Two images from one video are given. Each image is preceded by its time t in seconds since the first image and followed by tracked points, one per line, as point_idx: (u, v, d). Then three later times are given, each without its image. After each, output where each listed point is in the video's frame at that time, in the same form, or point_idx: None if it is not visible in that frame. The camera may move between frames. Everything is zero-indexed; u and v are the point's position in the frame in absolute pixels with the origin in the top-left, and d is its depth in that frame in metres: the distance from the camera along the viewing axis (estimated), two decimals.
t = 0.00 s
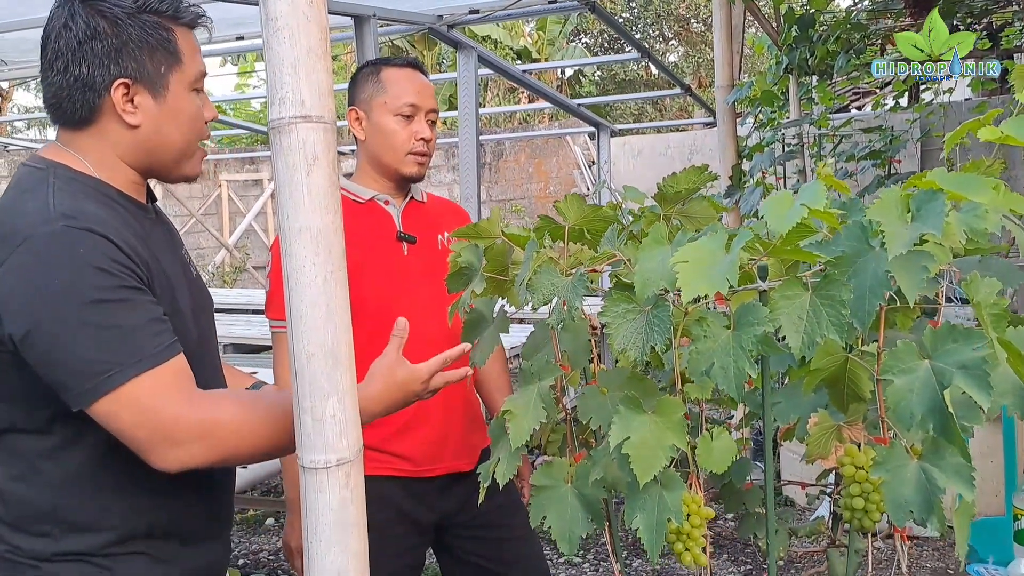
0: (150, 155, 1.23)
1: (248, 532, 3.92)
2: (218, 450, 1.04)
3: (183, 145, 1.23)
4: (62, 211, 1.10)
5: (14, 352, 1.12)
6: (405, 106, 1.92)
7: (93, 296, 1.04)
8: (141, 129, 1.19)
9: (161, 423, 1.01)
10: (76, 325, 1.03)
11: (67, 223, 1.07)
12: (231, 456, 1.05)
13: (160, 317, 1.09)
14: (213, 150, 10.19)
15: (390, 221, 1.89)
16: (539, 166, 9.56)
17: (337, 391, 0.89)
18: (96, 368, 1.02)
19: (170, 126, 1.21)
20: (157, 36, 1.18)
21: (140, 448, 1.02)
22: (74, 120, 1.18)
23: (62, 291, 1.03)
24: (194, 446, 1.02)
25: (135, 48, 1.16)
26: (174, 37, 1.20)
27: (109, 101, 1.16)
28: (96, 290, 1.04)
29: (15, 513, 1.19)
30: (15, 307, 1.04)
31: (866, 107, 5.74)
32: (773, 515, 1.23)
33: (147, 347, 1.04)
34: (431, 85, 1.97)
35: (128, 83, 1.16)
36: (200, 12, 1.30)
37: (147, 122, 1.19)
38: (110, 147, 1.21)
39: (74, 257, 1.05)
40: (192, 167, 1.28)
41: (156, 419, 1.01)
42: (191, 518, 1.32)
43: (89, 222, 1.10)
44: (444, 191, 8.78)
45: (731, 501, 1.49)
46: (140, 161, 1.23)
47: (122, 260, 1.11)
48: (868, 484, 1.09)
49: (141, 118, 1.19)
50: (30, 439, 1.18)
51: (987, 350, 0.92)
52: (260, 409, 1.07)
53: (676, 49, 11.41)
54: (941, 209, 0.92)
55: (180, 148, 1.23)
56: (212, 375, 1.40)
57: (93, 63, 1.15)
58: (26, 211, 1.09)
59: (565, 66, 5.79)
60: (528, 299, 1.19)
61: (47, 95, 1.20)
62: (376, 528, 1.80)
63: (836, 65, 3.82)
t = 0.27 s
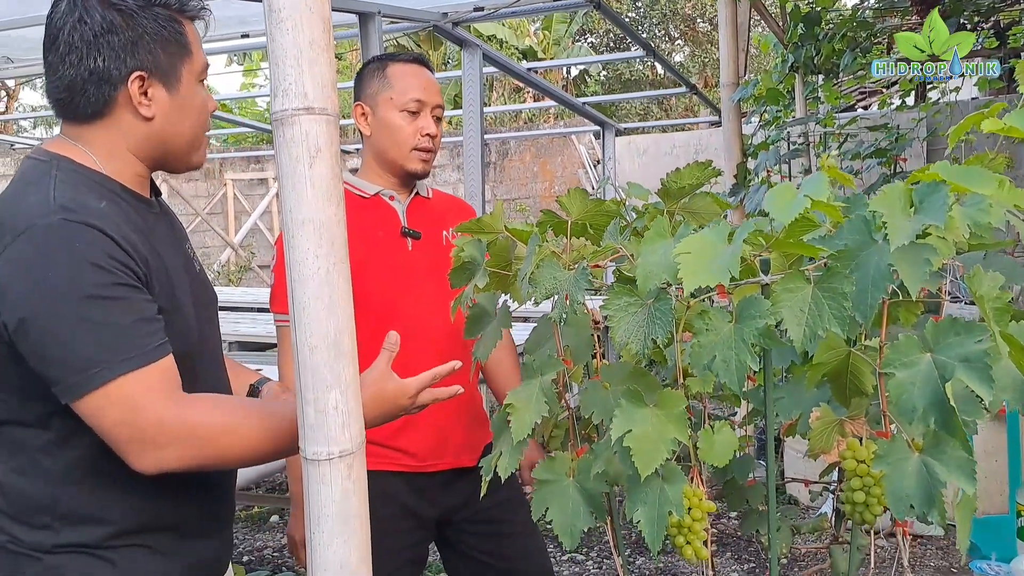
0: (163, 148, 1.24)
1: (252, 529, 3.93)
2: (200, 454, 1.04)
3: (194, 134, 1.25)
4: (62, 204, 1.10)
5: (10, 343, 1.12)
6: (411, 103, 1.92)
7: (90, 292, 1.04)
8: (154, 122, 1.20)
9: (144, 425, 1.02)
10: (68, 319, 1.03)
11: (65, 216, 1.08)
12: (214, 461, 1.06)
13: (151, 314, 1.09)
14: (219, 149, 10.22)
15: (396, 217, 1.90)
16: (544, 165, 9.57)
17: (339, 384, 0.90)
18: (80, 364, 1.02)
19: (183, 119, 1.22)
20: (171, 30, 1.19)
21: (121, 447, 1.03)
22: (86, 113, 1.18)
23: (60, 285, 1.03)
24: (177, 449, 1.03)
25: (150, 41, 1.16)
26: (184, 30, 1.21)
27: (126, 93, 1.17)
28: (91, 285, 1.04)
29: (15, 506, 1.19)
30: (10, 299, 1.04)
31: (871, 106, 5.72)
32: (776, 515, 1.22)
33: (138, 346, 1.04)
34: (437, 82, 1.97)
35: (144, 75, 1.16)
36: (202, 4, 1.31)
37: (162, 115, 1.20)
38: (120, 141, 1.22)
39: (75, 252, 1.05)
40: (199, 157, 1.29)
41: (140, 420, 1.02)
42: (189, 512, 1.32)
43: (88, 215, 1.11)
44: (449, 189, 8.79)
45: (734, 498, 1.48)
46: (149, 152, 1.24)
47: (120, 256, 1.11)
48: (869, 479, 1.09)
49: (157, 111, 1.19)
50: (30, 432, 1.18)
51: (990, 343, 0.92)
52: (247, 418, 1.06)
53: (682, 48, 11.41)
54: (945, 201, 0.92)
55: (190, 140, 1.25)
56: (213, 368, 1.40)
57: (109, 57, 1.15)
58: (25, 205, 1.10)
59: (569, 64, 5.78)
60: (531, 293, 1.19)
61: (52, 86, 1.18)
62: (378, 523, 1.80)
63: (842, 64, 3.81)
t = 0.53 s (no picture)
0: (167, 143, 1.24)
1: (255, 527, 3.93)
2: (177, 458, 1.04)
3: (194, 131, 1.26)
4: (58, 199, 1.10)
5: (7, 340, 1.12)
6: (435, 101, 1.94)
7: (82, 289, 1.03)
8: (160, 118, 1.21)
9: (120, 427, 1.01)
10: (58, 316, 1.02)
11: (60, 210, 1.08)
12: (190, 465, 1.05)
13: (143, 315, 1.09)
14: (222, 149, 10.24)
15: (403, 212, 1.89)
16: (547, 164, 9.57)
17: (340, 378, 0.90)
18: (66, 362, 1.01)
19: (188, 114, 1.24)
20: (174, 27, 1.20)
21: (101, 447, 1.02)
22: (91, 109, 1.17)
23: (51, 281, 1.02)
24: (153, 453, 1.02)
25: (155, 38, 1.17)
26: (185, 26, 1.22)
27: (131, 89, 1.17)
28: (80, 285, 1.03)
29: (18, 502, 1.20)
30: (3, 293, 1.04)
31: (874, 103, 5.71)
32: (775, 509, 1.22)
33: (124, 346, 1.03)
34: (459, 83, 2.00)
35: (150, 71, 1.17)
36: None
37: (168, 109, 1.21)
38: (123, 135, 1.22)
39: (73, 247, 1.05)
40: (198, 155, 1.31)
41: (117, 422, 1.01)
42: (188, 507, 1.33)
43: (85, 211, 1.11)
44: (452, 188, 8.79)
45: (737, 495, 1.48)
46: (152, 147, 1.24)
47: (119, 251, 1.12)
48: (870, 473, 1.09)
49: (162, 105, 1.20)
50: (30, 429, 1.18)
51: (991, 336, 0.93)
52: (228, 421, 1.06)
53: (685, 47, 11.40)
54: (944, 194, 0.93)
55: (192, 134, 1.26)
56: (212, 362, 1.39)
57: (115, 52, 1.14)
58: (23, 200, 1.10)
59: (572, 62, 5.78)
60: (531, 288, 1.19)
61: (56, 80, 1.17)
62: (380, 520, 1.80)
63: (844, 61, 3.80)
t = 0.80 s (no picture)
0: (175, 144, 1.25)
1: (260, 528, 3.94)
2: (128, 476, 0.98)
3: (203, 135, 1.26)
4: (64, 201, 1.09)
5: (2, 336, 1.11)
6: (463, 109, 1.95)
7: (71, 294, 1.01)
8: (166, 121, 1.21)
9: (86, 432, 0.98)
10: (48, 319, 1.00)
11: (65, 211, 1.07)
12: (137, 488, 0.99)
13: (136, 336, 1.07)
14: (225, 151, 10.26)
15: (412, 213, 1.89)
16: (550, 164, 9.56)
17: (344, 379, 0.90)
18: (46, 363, 0.98)
19: (194, 118, 1.23)
20: (181, 31, 1.20)
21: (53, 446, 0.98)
22: (100, 111, 1.18)
23: (42, 281, 1.00)
24: (105, 465, 0.98)
25: (164, 41, 1.17)
26: (192, 29, 1.22)
27: (139, 91, 1.17)
28: (87, 290, 1.02)
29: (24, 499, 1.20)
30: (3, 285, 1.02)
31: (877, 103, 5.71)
32: (779, 507, 1.23)
33: (101, 358, 1.00)
34: (486, 93, 2.01)
35: (158, 73, 1.17)
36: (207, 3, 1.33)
37: (175, 111, 1.21)
38: (131, 137, 1.22)
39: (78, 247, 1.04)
40: (210, 154, 1.31)
41: (84, 426, 0.98)
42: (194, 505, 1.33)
43: (90, 214, 1.10)
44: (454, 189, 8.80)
45: (741, 494, 1.48)
46: (161, 149, 1.25)
47: (124, 254, 1.11)
48: (875, 471, 1.09)
49: (170, 108, 1.20)
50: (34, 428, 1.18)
51: (994, 334, 0.93)
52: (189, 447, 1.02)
53: (687, 47, 11.39)
54: (947, 192, 0.93)
55: (202, 136, 1.26)
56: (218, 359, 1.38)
57: (123, 55, 1.15)
58: (29, 202, 1.09)
59: (574, 62, 5.79)
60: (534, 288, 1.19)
61: (66, 82, 1.18)
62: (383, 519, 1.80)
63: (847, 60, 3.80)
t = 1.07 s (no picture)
0: (180, 141, 1.25)
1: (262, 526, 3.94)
2: (75, 481, 0.98)
3: (210, 131, 1.28)
4: (73, 191, 1.09)
5: None
6: (474, 108, 1.94)
7: (60, 282, 1.00)
8: (174, 119, 1.22)
9: (64, 420, 0.98)
10: (38, 306, 0.99)
11: (73, 201, 1.07)
12: (67, 493, 0.98)
13: (126, 334, 1.06)
14: (229, 150, 10.29)
15: (418, 212, 1.90)
16: (553, 163, 9.57)
17: (345, 375, 0.91)
18: (29, 345, 0.98)
19: (203, 117, 1.25)
20: (188, 31, 1.21)
21: (22, 416, 0.98)
22: (109, 108, 1.19)
23: (36, 267, 1.00)
24: (58, 455, 0.97)
25: (171, 40, 1.18)
26: (200, 30, 1.24)
27: (147, 89, 1.19)
28: (85, 283, 1.02)
29: (30, 490, 1.21)
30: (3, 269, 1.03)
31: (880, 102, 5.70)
32: (778, 504, 1.23)
33: (82, 351, 1.00)
34: (500, 94, 1.99)
35: (166, 71, 1.18)
36: (214, 3, 1.33)
37: (181, 109, 1.22)
38: (140, 134, 1.23)
39: (83, 238, 1.04)
40: (217, 150, 1.32)
41: (65, 417, 0.98)
42: (194, 500, 1.33)
43: (99, 207, 1.10)
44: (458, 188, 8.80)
45: (741, 492, 1.48)
46: (166, 145, 1.25)
47: (129, 247, 1.11)
48: (874, 468, 1.09)
49: (177, 105, 1.22)
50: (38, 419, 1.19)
51: (993, 331, 0.93)
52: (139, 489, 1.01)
53: (690, 46, 11.39)
54: (948, 189, 0.93)
55: (208, 135, 1.28)
56: (222, 351, 1.37)
57: (132, 52, 1.15)
58: (38, 192, 1.09)
59: (578, 61, 5.79)
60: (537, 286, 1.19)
61: (74, 79, 1.18)
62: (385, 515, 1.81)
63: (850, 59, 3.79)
